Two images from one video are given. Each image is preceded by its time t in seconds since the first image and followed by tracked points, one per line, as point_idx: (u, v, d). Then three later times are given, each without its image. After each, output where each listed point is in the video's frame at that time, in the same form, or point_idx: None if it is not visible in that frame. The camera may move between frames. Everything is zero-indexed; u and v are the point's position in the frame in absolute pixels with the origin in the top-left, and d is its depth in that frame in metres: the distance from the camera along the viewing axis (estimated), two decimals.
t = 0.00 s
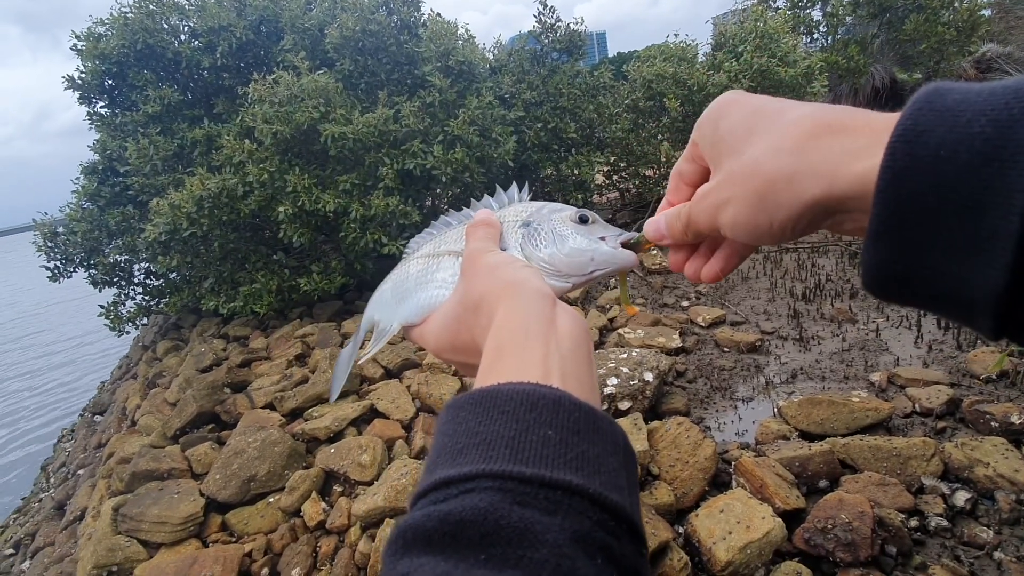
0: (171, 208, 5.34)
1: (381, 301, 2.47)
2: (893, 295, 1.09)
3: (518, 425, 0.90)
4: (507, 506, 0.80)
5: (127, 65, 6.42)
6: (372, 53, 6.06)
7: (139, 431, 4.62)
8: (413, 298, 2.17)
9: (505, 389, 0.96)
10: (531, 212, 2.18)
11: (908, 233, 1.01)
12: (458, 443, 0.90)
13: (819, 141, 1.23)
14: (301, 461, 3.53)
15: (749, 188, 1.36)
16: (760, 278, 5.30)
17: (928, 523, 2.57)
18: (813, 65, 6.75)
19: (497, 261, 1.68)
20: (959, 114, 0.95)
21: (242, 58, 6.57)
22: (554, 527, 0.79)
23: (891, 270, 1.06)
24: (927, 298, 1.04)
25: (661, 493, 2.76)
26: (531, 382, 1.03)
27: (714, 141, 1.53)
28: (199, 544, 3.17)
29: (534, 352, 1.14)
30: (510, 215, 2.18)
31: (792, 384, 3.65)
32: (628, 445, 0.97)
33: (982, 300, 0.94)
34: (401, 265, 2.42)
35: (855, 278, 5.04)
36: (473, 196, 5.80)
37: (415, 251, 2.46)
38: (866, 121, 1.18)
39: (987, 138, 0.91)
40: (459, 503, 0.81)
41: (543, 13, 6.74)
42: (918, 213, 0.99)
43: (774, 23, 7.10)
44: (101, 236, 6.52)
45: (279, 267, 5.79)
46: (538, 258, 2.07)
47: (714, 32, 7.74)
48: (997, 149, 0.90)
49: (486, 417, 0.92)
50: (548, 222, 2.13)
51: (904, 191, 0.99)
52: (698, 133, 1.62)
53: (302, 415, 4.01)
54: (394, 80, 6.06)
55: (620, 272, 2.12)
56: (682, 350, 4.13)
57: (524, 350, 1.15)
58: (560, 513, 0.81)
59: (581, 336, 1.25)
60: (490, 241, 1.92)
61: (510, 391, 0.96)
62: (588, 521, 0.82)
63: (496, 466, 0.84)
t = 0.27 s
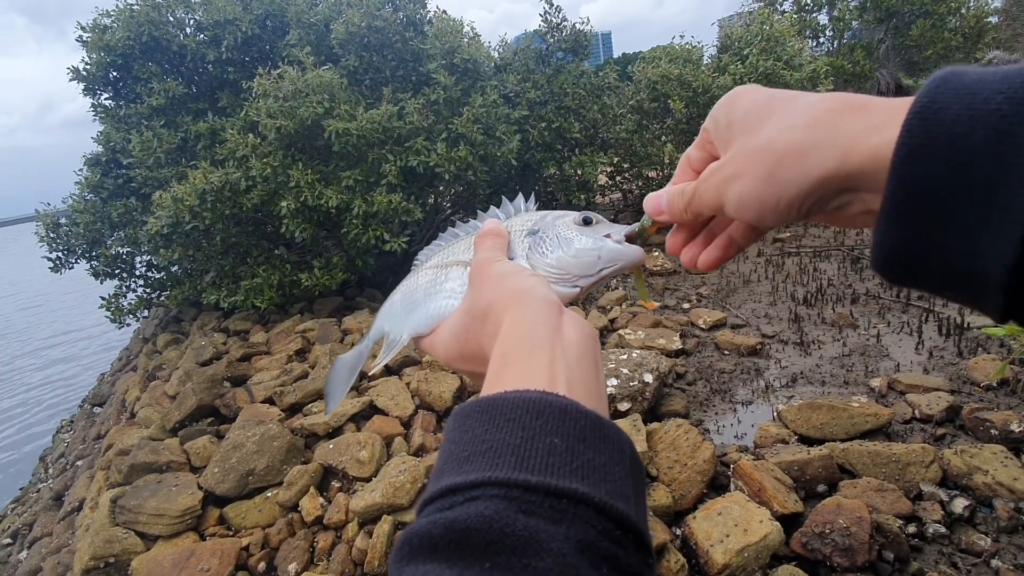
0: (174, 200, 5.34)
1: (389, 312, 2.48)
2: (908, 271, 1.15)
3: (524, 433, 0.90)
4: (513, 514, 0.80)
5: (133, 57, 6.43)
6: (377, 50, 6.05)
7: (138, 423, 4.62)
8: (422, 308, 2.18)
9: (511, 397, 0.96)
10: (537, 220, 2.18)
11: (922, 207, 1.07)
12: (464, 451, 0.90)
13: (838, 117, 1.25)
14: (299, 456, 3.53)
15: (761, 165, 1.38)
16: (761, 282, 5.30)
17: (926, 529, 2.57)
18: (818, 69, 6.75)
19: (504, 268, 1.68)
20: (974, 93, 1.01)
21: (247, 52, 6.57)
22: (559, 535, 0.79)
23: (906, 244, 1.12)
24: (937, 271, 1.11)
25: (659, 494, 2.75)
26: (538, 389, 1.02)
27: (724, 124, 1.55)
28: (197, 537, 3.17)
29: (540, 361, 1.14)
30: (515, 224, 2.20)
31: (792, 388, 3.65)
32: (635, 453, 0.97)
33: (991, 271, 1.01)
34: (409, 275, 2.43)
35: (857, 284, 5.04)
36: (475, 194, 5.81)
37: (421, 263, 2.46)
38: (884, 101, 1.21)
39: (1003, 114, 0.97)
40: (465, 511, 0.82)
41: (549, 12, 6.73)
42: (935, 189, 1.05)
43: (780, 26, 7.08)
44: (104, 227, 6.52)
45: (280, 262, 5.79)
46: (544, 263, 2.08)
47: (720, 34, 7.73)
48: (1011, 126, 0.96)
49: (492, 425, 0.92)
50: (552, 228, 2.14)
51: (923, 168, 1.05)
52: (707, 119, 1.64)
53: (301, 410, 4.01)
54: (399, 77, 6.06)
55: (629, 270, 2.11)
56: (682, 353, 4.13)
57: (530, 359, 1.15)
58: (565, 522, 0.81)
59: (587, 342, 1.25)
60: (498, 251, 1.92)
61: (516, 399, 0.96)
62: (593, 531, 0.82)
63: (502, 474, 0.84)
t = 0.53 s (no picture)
0: (176, 194, 5.34)
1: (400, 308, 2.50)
2: (898, 264, 1.13)
3: (526, 427, 0.90)
4: (514, 507, 0.81)
5: (137, 50, 6.43)
6: (381, 47, 6.04)
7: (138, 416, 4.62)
8: (432, 305, 2.20)
9: (513, 391, 0.97)
10: (544, 216, 2.18)
11: (911, 196, 1.06)
12: (466, 446, 0.91)
13: (832, 112, 1.27)
14: (298, 452, 3.54)
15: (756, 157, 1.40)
16: (762, 284, 5.30)
17: (923, 534, 2.57)
18: (822, 73, 6.76)
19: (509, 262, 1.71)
20: (959, 86, 1.01)
21: (252, 47, 6.57)
22: (560, 528, 0.80)
23: (895, 237, 1.11)
24: (926, 262, 1.09)
25: (656, 495, 2.75)
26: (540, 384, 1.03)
27: (723, 115, 1.56)
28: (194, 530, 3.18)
29: (542, 356, 1.15)
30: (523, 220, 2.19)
31: (791, 391, 3.65)
32: (636, 449, 0.97)
33: (978, 261, 0.99)
34: (420, 270, 2.45)
35: (858, 288, 5.04)
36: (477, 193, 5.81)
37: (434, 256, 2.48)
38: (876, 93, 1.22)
39: (986, 107, 0.96)
40: (466, 504, 0.82)
41: (554, 11, 6.73)
42: (922, 180, 1.04)
43: (785, 29, 7.08)
44: (105, 220, 6.52)
45: (281, 257, 5.79)
46: (552, 261, 2.08)
47: (725, 37, 7.73)
48: (995, 117, 0.95)
49: (494, 420, 0.93)
50: (560, 223, 2.13)
51: (910, 159, 1.04)
52: (706, 109, 1.65)
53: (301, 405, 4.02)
54: (403, 75, 6.06)
55: (635, 267, 2.11)
56: (682, 354, 4.13)
57: (532, 355, 1.16)
58: (566, 516, 0.81)
59: (589, 339, 1.25)
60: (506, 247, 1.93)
61: (518, 394, 0.96)
62: (594, 524, 0.82)
63: (503, 468, 0.85)
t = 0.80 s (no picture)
0: (179, 190, 5.34)
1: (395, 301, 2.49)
2: (876, 218, 1.11)
3: (521, 423, 0.91)
4: (508, 501, 0.81)
5: (141, 46, 6.43)
6: (385, 45, 6.04)
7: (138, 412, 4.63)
8: (428, 298, 2.20)
9: (510, 388, 0.97)
10: (546, 215, 2.19)
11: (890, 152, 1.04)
12: (462, 442, 0.91)
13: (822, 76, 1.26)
14: (297, 449, 3.54)
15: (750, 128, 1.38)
16: (763, 287, 5.30)
17: (921, 538, 2.57)
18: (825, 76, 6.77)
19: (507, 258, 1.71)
20: (939, 40, 0.97)
21: (256, 45, 6.59)
22: (554, 523, 0.80)
23: (873, 192, 1.08)
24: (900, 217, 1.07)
25: (655, 497, 2.76)
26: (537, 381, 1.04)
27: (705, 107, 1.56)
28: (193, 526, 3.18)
29: (539, 353, 1.15)
30: (525, 217, 2.20)
31: (791, 395, 3.65)
32: (631, 447, 0.97)
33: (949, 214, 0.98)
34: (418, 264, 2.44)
35: (859, 292, 5.04)
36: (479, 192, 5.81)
37: (431, 252, 2.48)
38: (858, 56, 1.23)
39: (962, 61, 0.93)
40: (460, 498, 0.82)
41: (558, 12, 6.73)
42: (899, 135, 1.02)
43: (789, 32, 7.07)
44: (108, 215, 6.54)
45: (283, 254, 5.80)
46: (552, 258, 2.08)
47: (728, 39, 7.73)
48: (970, 71, 0.92)
49: (490, 416, 0.93)
50: (561, 223, 2.14)
51: (889, 115, 1.01)
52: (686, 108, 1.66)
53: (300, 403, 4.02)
54: (406, 73, 6.06)
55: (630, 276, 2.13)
56: (682, 356, 4.13)
57: (529, 352, 1.16)
58: (560, 511, 0.81)
59: (586, 337, 1.26)
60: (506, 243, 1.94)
61: (514, 390, 0.97)
62: (589, 520, 0.82)
63: (498, 462, 0.85)
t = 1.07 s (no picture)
0: (180, 189, 5.34)
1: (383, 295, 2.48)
2: (847, 226, 1.14)
3: (517, 408, 0.90)
4: (505, 486, 0.81)
5: (144, 44, 6.44)
6: (387, 45, 6.05)
7: (137, 409, 4.63)
8: (418, 293, 2.19)
9: (505, 374, 0.97)
10: (539, 215, 2.18)
11: (858, 163, 1.06)
12: (459, 427, 0.91)
13: (784, 96, 1.28)
14: (297, 447, 3.54)
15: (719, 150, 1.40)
16: (763, 290, 5.30)
17: (919, 542, 2.57)
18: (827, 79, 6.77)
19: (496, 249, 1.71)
20: (895, 57, 1.00)
21: (259, 44, 6.60)
22: (552, 508, 0.80)
23: (839, 201, 1.12)
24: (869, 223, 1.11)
25: (653, 498, 2.76)
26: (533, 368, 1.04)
27: (679, 124, 1.59)
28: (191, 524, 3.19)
29: (533, 341, 1.15)
30: (518, 215, 2.19)
31: (791, 397, 3.65)
32: (629, 431, 0.97)
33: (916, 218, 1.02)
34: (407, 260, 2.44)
35: (860, 295, 5.03)
36: (480, 192, 5.82)
37: (420, 247, 2.48)
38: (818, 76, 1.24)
39: (918, 76, 0.96)
40: (458, 483, 0.82)
41: (561, 13, 6.73)
42: (864, 145, 1.05)
43: (792, 35, 7.06)
44: (109, 213, 6.54)
45: (284, 253, 5.80)
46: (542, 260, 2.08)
47: (731, 41, 7.72)
48: (924, 86, 0.95)
49: (486, 401, 0.93)
50: (554, 225, 2.14)
51: (853, 128, 1.04)
52: (662, 124, 1.69)
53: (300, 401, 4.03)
54: (409, 73, 6.06)
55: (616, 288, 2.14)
56: (682, 358, 4.13)
57: (522, 339, 1.16)
58: (557, 494, 0.81)
59: (582, 323, 1.25)
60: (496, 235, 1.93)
61: (510, 376, 0.97)
62: (586, 503, 0.82)
63: (494, 448, 0.85)
